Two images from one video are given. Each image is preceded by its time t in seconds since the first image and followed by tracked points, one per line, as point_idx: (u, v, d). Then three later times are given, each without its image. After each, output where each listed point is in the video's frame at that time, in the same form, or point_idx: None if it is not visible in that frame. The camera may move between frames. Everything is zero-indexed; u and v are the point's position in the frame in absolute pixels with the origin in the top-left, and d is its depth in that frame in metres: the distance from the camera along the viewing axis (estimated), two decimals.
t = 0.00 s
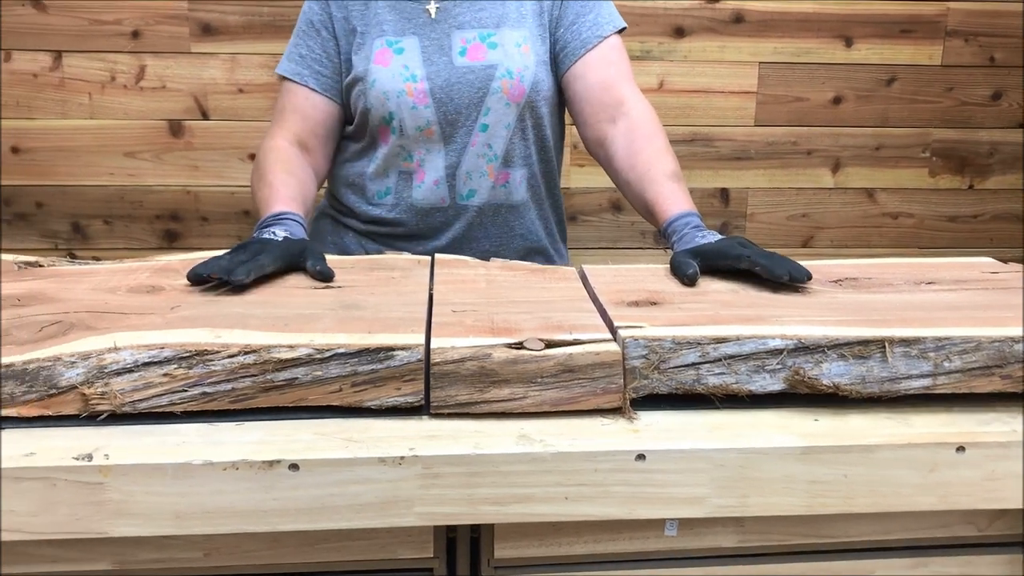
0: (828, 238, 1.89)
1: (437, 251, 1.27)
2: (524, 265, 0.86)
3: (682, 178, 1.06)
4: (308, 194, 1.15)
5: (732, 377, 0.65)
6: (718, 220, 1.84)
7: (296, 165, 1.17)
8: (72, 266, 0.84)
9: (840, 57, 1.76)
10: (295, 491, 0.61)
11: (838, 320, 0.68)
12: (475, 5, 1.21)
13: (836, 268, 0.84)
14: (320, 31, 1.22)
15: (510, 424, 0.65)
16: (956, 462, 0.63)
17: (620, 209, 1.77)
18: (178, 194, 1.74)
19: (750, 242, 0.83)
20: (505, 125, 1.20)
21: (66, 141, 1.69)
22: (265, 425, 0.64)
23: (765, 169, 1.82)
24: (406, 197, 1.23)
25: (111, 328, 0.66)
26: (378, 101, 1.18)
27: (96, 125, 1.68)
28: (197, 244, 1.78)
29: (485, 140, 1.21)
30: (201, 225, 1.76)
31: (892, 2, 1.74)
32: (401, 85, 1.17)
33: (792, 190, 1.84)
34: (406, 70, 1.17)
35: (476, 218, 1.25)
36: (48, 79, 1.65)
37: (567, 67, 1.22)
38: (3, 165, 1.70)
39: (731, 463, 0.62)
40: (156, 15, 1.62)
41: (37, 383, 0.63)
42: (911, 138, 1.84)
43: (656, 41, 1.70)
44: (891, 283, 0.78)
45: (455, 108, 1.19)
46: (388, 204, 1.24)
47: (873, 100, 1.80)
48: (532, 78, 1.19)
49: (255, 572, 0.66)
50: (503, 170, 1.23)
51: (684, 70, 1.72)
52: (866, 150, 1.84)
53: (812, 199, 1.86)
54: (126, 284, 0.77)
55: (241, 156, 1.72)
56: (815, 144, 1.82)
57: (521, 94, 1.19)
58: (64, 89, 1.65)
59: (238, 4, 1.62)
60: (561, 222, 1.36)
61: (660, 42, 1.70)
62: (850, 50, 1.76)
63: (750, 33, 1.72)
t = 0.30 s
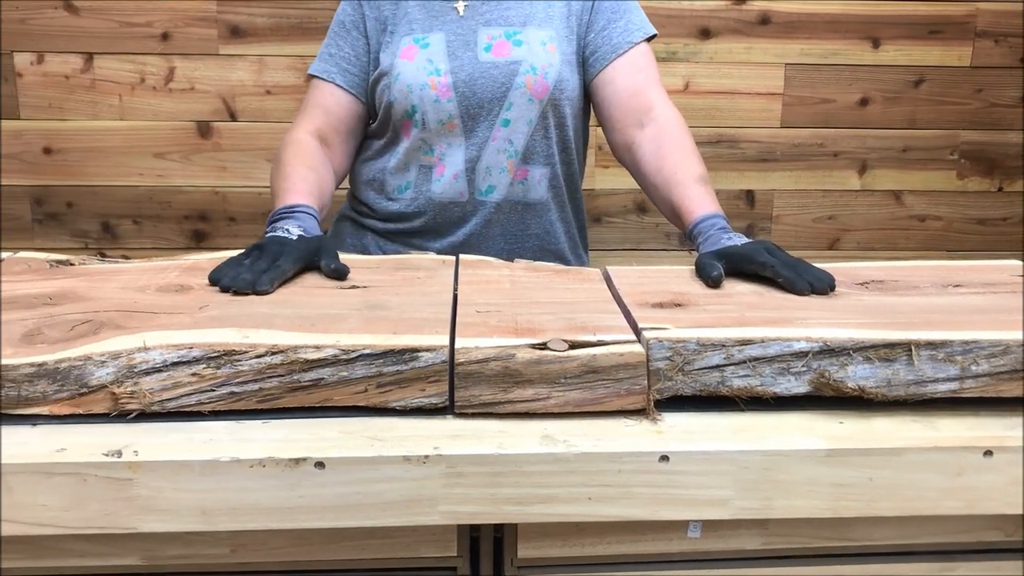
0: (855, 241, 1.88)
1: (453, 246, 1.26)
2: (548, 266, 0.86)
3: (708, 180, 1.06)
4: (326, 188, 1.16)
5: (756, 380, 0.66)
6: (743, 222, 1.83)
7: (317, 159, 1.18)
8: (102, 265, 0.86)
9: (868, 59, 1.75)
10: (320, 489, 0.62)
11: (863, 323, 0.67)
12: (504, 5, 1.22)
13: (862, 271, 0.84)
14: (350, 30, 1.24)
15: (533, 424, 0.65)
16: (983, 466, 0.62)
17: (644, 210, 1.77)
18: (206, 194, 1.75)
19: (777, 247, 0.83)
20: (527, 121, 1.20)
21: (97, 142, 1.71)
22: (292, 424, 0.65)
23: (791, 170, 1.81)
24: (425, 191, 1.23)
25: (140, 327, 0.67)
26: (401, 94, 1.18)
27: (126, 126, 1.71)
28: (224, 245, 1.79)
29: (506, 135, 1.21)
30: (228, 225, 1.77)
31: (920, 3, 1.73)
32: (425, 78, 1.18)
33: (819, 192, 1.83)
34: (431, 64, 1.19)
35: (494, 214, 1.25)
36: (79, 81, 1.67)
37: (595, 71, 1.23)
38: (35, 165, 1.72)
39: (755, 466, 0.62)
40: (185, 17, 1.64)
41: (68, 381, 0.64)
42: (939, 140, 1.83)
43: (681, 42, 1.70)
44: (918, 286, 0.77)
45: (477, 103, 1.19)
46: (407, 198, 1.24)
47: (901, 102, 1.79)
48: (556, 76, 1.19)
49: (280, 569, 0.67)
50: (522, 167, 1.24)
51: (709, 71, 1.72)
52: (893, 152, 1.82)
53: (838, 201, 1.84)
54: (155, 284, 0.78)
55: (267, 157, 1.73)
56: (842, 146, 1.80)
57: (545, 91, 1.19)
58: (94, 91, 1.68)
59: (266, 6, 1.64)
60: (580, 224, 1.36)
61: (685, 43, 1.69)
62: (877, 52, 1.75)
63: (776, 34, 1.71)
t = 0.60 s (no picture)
0: (889, 244, 1.86)
1: (489, 247, 1.27)
2: (578, 267, 0.86)
3: (741, 182, 1.06)
4: (301, 174, 1.18)
5: (787, 383, 0.66)
6: (775, 224, 1.82)
7: (303, 146, 1.20)
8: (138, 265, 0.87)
9: (903, 60, 1.73)
10: (351, 487, 0.62)
11: (897, 326, 0.67)
12: (539, 5, 1.22)
13: (895, 274, 0.83)
14: (377, 26, 1.26)
15: (562, 425, 0.65)
16: (1018, 471, 0.62)
17: (675, 212, 1.76)
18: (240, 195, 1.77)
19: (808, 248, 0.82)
20: (563, 122, 1.21)
21: (135, 143, 1.74)
22: (323, 422, 0.66)
23: (824, 172, 1.79)
24: (460, 191, 1.24)
25: (174, 326, 0.68)
26: (438, 93, 1.20)
27: (161, 127, 1.73)
28: (257, 245, 1.81)
29: (543, 135, 1.22)
30: (261, 225, 1.79)
31: (958, 3, 1.71)
32: (462, 77, 1.19)
33: (852, 194, 1.82)
34: (468, 64, 1.19)
35: (530, 215, 1.25)
36: (115, 82, 1.70)
37: (627, 73, 1.22)
38: (72, 165, 1.75)
39: (786, 469, 0.61)
40: (220, 20, 1.65)
41: (104, 379, 0.65)
42: (976, 142, 1.80)
43: (714, 43, 1.69)
44: (953, 290, 0.77)
45: (513, 103, 1.20)
46: (442, 199, 1.24)
47: (936, 103, 1.77)
48: (593, 77, 1.20)
49: (311, 567, 0.67)
50: (558, 167, 1.24)
51: (742, 72, 1.71)
52: (928, 153, 1.80)
53: (872, 203, 1.83)
54: (189, 283, 0.79)
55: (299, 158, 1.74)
56: (876, 148, 1.79)
57: (581, 92, 1.20)
58: (130, 92, 1.70)
59: (299, 8, 1.65)
60: (612, 225, 1.36)
61: (718, 44, 1.69)
62: (912, 52, 1.73)
63: (809, 35, 1.70)
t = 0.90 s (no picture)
0: (924, 247, 1.83)
1: (519, 249, 1.27)
2: (610, 270, 0.86)
3: (774, 186, 1.04)
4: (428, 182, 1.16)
5: (821, 387, 0.65)
6: (810, 226, 1.81)
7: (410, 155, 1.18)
8: (174, 265, 0.88)
9: (940, 61, 1.71)
10: (383, 487, 0.63)
11: (932, 330, 0.66)
12: (572, 8, 1.23)
13: (932, 277, 0.82)
14: (427, 33, 1.26)
15: (594, 427, 0.65)
16: None
17: (708, 214, 1.75)
18: (275, 197, 1.79)
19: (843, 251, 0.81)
20: (595, 126, 1.21)
21: (173, 144, 1.76)
22: (356, 422, 0.66)
23: (859, 174, 1.78)
24: (492, 195, 1.25)
25: (210, 326, 0.69)
26: (471, 99, 1.21)
27: (198, 129, 1.75)
28: (291, 246, 1.82)
29: (574, 140, 1.22)
30: (295, 227, 1.80)
31: (999, 2, 1.68)
32: (495, 83, 1.19)
33: (888, 197, 1.80)
34: (501, 68, 1.20)
35: (560, 218, 1.25)
36: (153, 85, 1.72)
37: (660, 75, 1.22)
38: (110, 167, 1.78)
39: (819, 473, 0.61)
40: (256, 23, 1.67)
41: (142, 378, 0.65)
42: (1015, 144, 1.77)
43: (748, 45, 1.68)
44: (990, 294, 0.76)
45: (545, 107, 1.21)
46: (474, 202, 1.26)
47: (975, 105, 1.74)
48: (625, 80, 1.20)
49: (343, 565, 0.68)
50: (589, 171, 1.24)
51: (776, 74, 1.70)
52: (967, 156, 1.78)
53: (908, 206, 1.81)
54: (224, 283, 0.80)
55: (334, 160, 1.76)
56: (913, 150, 1.77)
57: (613, 96, 1.20)
58: (168, 94, 1.72)
59: (334, 11, 1.66)
60: (643, 228, 1.36)
61: (752, 46, 1.68)
62: (951, 53, 1.70)
63: (844, 36, 1.68)
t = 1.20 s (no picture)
0: (959, 251, 1.80)
1: (547, 252, 1.27)
2: (639, 272, 0.86)
3: (807, 190, 1.04)
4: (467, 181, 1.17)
5: (852, 391, 0.65)
6: (842, 230, 1.80)
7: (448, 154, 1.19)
8: (209, 266, 0.89)
9: (976, 63, 1.68)
10: (413, 487, 0.63)
11: (965, 335, 0.66)
12: (604, 12, 1.23)
13: (967, 282, 0.81)
14: (461, 34, 1.27)
15: (624, 430, 0.65)
16: None
17: (739, 217, 1.74)
18: (307, 199, 1.80)
19: (875, 254, 0.81)
20: (625, 129, 1.22)
21: (208, 146, 1.78)
22: (386, 422, 0.67)
23: (892, 177, 1.76)
24: (521, 196, 1.26)
25: (243, 326, 0.70)
26: (502, 101, 1.21)
27: (232, 132, 1.77)
28: (323, 247, 1.84)
29: (604, 143, 1.22)
30: (326, 228, 1.82)
31: None
32: (526, 85, 1.20)
33: (922, 200, 1.78)
34: (532, 71, 1.20)
35: (589, 221, 1.25)
36: (187, 88, 1.74)
37: (692, 79, 1.22)
38: (145, 169, 1.80)
39: (850, 478, 0.61)
40: (289, 26, 1.68)
41: (176, 377, 0.66)
42: None
43: (780, 47, 1.67)
44: None
45: (576, 111, 1.21)
46: (503, 204, 1.26)
47: (1013, 107, 1.71)
48: (656, 84, 1.20)
49: (372, 564, 0.68)
50: (619, 174, 1.25)
51: (808, 77, 1.69)
52: (1003, 159, 1.74)
53: (942, 210, 1.78)
54: (257, 284, 0.81)
55: (365, 162, 1.77)
56: (947, 153, 1.74)
57: (644, 99, 1.20)
58: (202, 97, 1.75)
59: (366, 14, 1.66)
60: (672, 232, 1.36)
61: (785, 48, 1.67)
62: (987, 55, 1.67)
63: (878, 38, 1.66)
